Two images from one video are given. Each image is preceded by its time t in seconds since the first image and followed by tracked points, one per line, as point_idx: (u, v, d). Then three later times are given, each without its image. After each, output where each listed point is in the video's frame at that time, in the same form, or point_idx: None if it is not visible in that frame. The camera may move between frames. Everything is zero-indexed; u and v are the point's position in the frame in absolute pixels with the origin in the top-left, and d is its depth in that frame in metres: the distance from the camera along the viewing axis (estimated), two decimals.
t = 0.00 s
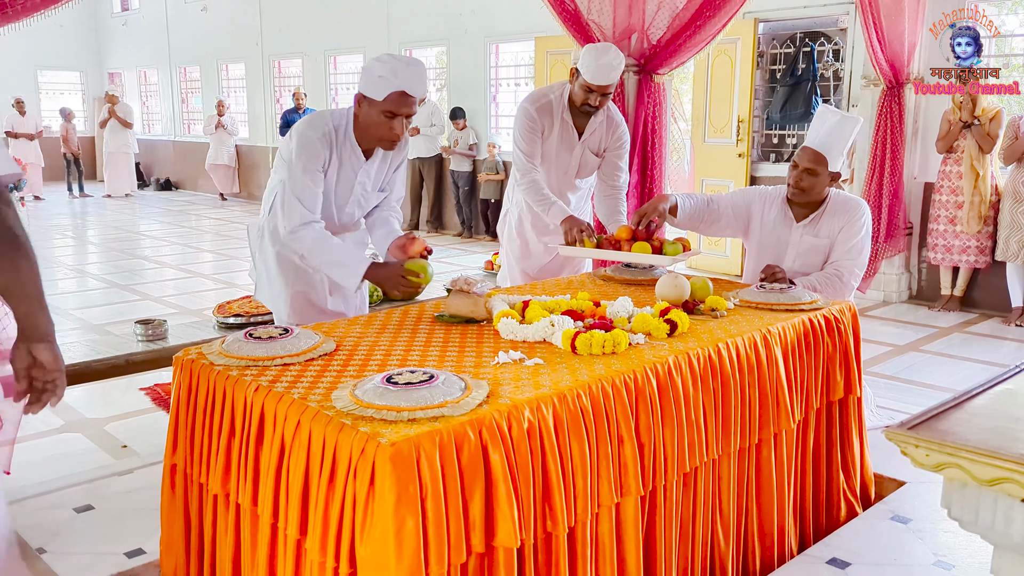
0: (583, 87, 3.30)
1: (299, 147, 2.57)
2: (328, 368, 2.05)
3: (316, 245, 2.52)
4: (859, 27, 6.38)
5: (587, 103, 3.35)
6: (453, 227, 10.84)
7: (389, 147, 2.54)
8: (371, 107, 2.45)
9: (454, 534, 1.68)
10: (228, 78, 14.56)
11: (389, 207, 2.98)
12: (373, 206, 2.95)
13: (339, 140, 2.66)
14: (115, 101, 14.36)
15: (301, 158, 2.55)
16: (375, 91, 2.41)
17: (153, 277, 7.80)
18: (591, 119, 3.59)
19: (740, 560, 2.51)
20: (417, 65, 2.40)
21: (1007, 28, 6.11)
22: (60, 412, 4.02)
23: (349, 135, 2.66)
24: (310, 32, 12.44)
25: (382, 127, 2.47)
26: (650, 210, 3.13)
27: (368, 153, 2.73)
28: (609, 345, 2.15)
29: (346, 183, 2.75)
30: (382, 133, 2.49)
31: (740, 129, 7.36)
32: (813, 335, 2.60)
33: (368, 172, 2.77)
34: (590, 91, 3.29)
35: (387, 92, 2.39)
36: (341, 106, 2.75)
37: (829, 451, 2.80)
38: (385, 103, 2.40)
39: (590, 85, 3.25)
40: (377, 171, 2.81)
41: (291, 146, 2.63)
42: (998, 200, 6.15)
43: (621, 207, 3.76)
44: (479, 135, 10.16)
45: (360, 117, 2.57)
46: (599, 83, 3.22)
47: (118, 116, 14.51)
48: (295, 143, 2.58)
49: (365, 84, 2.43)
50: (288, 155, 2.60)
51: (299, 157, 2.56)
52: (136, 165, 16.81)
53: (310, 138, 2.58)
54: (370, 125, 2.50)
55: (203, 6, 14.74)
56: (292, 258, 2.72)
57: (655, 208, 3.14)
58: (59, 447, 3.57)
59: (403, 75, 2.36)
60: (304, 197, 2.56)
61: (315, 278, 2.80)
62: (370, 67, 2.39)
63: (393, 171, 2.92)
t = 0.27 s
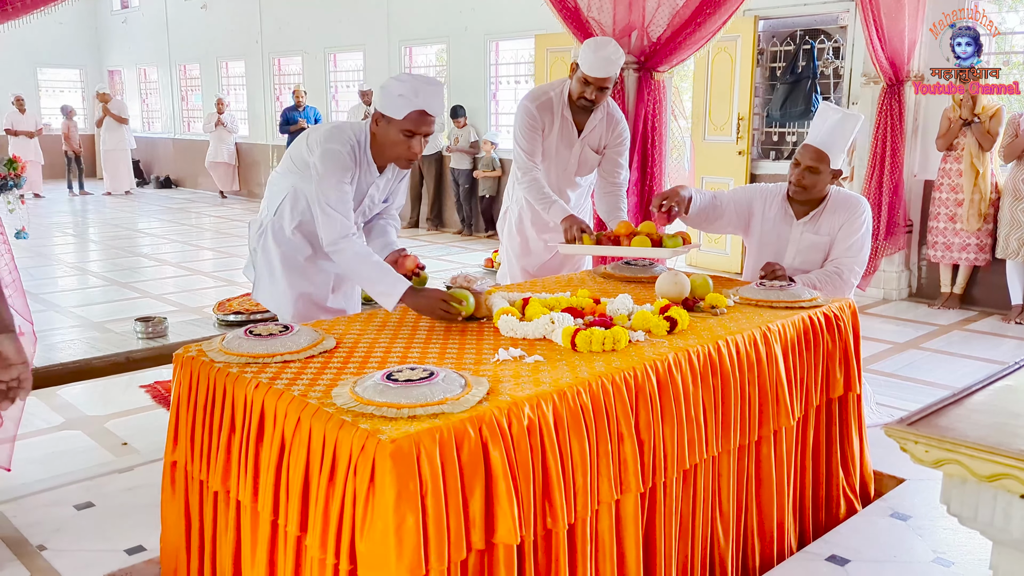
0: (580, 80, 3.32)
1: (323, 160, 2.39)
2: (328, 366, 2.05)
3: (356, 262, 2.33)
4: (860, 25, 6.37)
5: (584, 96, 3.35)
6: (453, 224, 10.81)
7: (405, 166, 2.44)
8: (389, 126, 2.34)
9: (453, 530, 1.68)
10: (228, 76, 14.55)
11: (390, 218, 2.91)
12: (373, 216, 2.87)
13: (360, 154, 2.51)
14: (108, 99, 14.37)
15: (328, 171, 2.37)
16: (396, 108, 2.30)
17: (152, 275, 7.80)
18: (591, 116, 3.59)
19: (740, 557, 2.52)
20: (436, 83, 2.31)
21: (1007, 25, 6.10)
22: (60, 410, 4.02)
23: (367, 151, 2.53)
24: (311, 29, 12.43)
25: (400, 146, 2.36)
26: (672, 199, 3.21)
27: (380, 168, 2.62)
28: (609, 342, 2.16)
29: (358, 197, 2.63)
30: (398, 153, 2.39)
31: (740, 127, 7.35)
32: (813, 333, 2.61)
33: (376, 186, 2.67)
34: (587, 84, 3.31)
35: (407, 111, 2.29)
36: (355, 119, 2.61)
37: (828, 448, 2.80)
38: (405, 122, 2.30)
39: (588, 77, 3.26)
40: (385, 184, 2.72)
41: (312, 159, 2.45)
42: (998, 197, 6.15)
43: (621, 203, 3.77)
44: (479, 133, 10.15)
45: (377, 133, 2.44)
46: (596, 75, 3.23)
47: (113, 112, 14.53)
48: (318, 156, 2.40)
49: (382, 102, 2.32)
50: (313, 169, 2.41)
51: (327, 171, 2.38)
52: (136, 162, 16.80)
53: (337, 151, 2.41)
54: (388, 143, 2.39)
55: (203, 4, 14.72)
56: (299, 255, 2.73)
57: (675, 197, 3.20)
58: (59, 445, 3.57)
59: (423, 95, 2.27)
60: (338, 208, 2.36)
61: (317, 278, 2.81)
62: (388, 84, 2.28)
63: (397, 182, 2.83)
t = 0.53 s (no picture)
0: (579, 78, 3.33)
1: (343, 167, 2.38)
2: (329, 364, 2.06)
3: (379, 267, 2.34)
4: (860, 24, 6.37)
5: (582, 94, 3.36)
6: (453, 223, 10.80)
7: (418, 174, 2.45)
8: (404, 135, 2.35)
9: (454, 527, 1.69)
10: (228, 75, 14.55)
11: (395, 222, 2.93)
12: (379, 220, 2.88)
13: (375, 161, 2.51)
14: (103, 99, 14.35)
15: (348, 178, 2.36)
16: (412, 116, 2.30)
17: (152, 274, 7.81)
18: (590, 115, 3.60)
19: (740, 554, 2.53)
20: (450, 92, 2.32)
21: (1007, 24, 6.11)
22: (61, 408, 4.03)
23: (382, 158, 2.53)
24: (311, 28, 12.43)
25: (415, 155, 2.37)
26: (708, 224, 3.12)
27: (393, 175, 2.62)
28: (609, 341, 2.17)
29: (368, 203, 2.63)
30: (414, 161, 2.40)
31: (740, 126, 7.36)
32: (812, 331, 2.61)
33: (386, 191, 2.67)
34: (586, 82, 3.32)
35: (421, 120, 2.29)
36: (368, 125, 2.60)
37: (828, 447, 2.81)
38: (419, 131, 2.31)
39: (586, 76, 3.27)
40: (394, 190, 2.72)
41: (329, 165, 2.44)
42: (998, 196, 6.16)
43: (620, 202, 3.76)
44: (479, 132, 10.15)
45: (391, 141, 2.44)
46: (594, 73, 3.24)
47: (108, 111, 14.52)
48: (337, 162, 2.39)
49: (397, 111, 2.33)
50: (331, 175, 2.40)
51: (346, 178, 2.37)
52: (136, 161, 16.81)
53: (356, 157, 2.41)
54: (402, 151, 2.40)
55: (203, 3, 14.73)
56: (306, 255, 2.75)
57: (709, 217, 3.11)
58: (61, 443, 3.58)
59: (438, 103, 2.28)
60: (362, 213, 2.36)
61: (322, 279, 2.83)
62: (404, 93, 2.29)
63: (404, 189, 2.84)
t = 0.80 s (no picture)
0: (578, 78, 3.33)
1: (348, 166, 2.40)
2: (329, 362, 2.07)
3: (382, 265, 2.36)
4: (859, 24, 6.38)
5: (581, 94, 3.37)
6: (453, 222, 10.81)
7: (423, 175, 2.47)
8: (409, 136, 2.36)
9: (454, 525, 1.69)
10: (228, 74, 14.55)
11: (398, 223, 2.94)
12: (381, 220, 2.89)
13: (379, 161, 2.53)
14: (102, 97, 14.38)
15: (353, 178, 2.38)
16: (417, 118, 2.32)
17: (151, 273, 7.80)
18: (588, 114, 3.60)
19: (739, 552, 2.54)
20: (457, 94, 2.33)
21: (1007, 23, 6.11)
22: (62, 406, 4.04)
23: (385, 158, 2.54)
24: (311, 27, 12.44)
25: (420, 156, 2.39)
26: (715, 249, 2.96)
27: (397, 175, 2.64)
28: (608, 339, 2.17)
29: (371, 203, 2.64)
30: (419, 162, 2.41)
31: (739, 125, 7.37)
32: (811, 330, 2.62)
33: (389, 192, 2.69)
34: (584, 82, 3.32)
35: (426, 121, 2.31)
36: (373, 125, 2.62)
37: (827, 445, 2.82)
38: (423, 132, 2.32)
39: (586, 75, 3.27)
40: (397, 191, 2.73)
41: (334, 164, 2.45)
42: (997, 195, 6.17)
43: (620, 201, 3.77)
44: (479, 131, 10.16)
45: (396, 143, 2.45)
46: (593, 72, 3.24)
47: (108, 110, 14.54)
48: (341, 162, 2.41)
49: (401, 112, 2.34)
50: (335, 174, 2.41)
51: (349, 178, 2.39)
52: (136, 161, 16.81)
53: (361, 157, 2.42)
54: (407, 152, 2.42)
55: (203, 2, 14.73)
56: (310, 254, 2.76)
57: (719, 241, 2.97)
58: (62, 441, 3.59)
59: (444, 105, 2.29)
60: (364, 214, 2.38)
61: (325, 279, 2.84)
62: (409, 95, 2.30)
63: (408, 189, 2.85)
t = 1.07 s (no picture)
0: (579, 75, 3.34)
1: (337, 162, 2.42)
2: (330, 361, 2.07)
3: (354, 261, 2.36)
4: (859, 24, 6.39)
5: (582, 92, 3.37)
6: (453, 222, 10.82)
7: (421, 170, 2.48)
8: (407, 132, 2.37)
9: (454, 522, 1.70)
10: (228, 74, 14.56)
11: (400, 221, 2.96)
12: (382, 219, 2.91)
13: (374, 158, 2.54)
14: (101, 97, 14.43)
15: (338, 174, 2.40)
16: (414, 113, 2.32)
17: (151, 273, 7.81)
18: (589, 111, 3.61)
19: (738, 551, 2.54)
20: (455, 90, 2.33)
21: (1007, 23, 6.12)
22: (63, 406, 4.05)
23: (382, 156, 2.55)
24: (311, 28, 12.44)
25: (417, 152, 2.40)
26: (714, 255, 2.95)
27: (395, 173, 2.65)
28: (608, 338, 2.18)
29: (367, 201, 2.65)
30: (418, 158, 2.42)
31: (739, 125, 7.38)
32: (810, 329, 2.63)
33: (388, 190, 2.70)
34: (585, 80, 3.33)
35: (424, 116, 2.31)
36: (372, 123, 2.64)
37: (826, 444, 2.82)
38: (422, 128, 2.33)
39: (586, 72, 3.27)
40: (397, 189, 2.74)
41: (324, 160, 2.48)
42: (996, 195, 6.18)
43: (620, 199, 3.78)
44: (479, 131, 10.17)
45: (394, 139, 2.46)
46: (594, 70, 3.24)
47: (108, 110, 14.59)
48: (333, 155, 2.44)
49: (400, 108, 2.35)
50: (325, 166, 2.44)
51: (338, 170, 2.41)
52: (136, 161, 16.82)
53: (350, 154, 2.44)
54: (403, 147, 2.43)
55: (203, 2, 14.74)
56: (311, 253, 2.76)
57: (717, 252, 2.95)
58: (63, 440, 3.59)
59: (442, 100, 2.29)
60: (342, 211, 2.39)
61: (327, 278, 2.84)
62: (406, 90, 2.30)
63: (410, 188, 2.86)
